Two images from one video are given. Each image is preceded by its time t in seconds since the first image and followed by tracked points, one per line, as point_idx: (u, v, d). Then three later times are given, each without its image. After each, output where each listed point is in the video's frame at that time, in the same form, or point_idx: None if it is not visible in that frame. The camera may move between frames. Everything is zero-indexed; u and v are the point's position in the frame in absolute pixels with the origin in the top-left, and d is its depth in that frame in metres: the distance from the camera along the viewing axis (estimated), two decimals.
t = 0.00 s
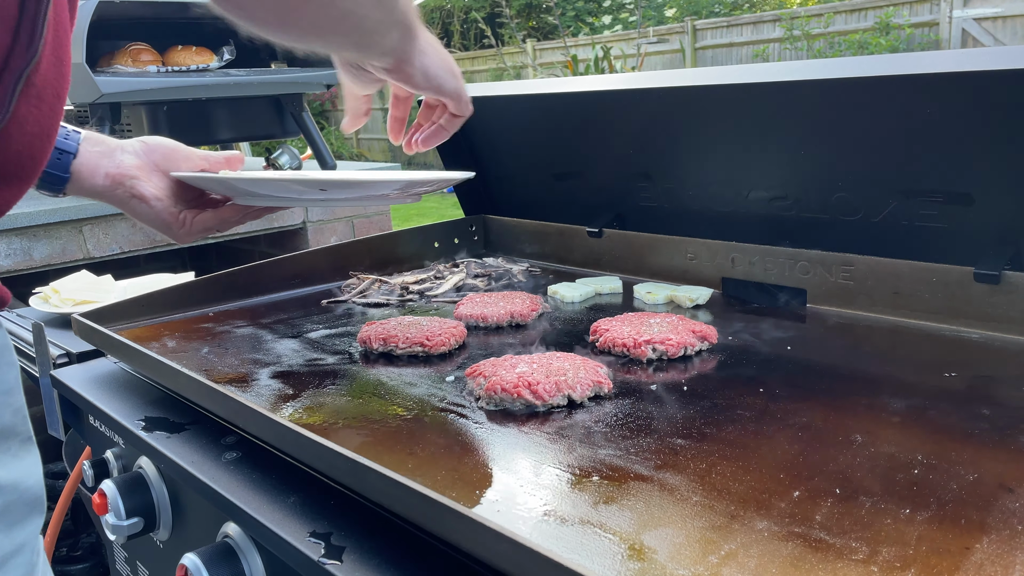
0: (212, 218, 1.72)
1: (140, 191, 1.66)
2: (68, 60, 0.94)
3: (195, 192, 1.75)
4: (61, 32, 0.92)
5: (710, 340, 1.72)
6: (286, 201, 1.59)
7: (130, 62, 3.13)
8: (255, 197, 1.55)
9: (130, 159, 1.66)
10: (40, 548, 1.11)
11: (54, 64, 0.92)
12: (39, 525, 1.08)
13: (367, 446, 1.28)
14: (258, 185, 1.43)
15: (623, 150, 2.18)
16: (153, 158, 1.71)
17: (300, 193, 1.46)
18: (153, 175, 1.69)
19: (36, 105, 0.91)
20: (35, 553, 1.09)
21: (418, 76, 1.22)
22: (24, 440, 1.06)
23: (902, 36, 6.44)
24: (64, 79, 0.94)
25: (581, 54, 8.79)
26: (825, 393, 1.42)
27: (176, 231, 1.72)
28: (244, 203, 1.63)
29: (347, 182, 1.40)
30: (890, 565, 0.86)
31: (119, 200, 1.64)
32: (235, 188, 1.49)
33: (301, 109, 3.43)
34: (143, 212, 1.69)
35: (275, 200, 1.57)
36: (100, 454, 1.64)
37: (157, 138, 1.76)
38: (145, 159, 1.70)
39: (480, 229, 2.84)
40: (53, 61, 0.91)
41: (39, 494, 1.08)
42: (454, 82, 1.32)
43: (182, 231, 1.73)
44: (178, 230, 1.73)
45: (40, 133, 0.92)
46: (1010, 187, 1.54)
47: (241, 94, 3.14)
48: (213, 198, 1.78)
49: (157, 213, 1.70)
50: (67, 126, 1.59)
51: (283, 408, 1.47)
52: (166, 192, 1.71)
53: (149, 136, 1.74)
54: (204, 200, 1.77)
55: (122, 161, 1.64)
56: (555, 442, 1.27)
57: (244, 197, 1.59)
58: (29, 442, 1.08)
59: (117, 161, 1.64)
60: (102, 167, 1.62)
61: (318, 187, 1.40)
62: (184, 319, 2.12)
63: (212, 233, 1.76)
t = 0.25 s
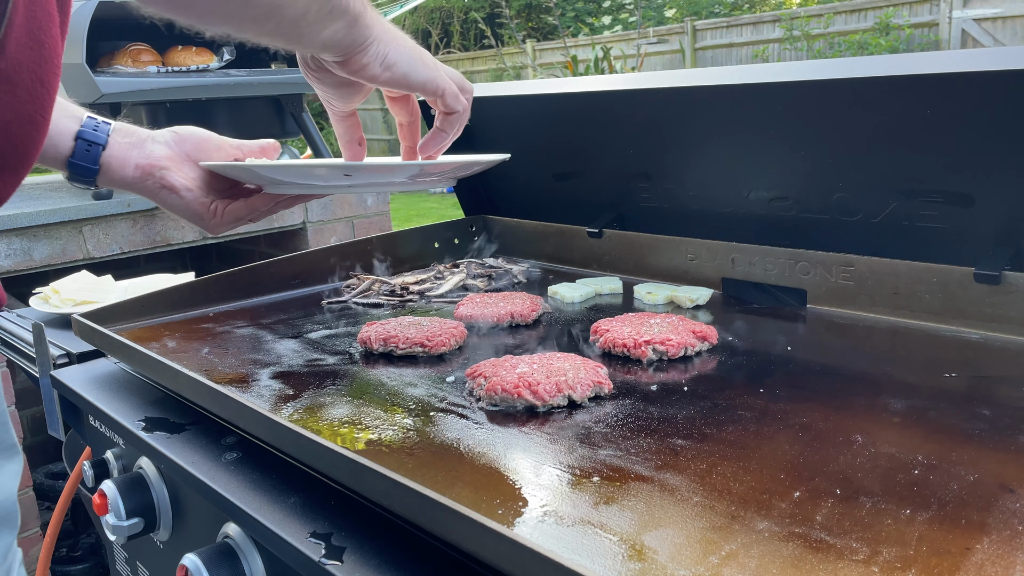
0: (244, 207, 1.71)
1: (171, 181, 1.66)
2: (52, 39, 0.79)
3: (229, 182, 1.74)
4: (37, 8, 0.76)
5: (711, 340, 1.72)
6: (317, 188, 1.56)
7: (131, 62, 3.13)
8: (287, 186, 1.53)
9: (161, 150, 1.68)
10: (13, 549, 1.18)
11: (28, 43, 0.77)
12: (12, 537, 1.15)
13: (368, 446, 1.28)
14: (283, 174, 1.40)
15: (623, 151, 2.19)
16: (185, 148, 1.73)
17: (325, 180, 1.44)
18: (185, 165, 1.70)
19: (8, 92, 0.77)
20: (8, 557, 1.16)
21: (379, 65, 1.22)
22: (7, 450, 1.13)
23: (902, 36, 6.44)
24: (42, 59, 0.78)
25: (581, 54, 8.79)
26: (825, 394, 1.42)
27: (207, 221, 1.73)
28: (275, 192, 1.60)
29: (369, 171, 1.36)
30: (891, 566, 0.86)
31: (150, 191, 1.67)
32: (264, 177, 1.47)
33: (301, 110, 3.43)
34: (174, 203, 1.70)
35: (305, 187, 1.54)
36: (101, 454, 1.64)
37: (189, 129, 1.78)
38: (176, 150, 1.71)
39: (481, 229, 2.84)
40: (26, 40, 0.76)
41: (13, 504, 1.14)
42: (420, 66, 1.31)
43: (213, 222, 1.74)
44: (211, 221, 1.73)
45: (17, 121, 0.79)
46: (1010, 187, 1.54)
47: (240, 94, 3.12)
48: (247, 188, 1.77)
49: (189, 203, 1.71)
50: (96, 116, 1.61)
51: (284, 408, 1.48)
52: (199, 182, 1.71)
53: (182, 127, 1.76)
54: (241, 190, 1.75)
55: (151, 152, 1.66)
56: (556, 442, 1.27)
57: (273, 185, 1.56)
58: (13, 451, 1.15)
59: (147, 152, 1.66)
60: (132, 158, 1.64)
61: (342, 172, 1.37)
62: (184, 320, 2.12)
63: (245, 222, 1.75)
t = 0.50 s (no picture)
0: (249, 204, 1.69)
1: (177, 176, 1.67)
2: (40, 33, 0.77)
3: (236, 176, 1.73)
4: (22, 4, 0.75)
5: (710, 341, 1.73)
6: (323, 186, 1.55)
7: (131, 62, 3.14)
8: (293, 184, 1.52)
9: (167, 144, 1.68)
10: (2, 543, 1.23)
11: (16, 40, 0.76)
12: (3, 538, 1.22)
13: (368, 447, 1.29)
14: (288, 173, 1.39)
15: (623, 151, 2.19)
16: (192, 141, 1.73)
17: (328, 180, 1.43)
18: (191, 159, 1.69)
19: None
20: None
21: (376, 70, 1.22)
22: None
23: (901, 37, 6.45)
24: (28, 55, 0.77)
25: (581, 54, 8.79)
26: (825, 394, 1.42)
27: (214, 217, 1.73)
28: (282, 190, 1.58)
29: (369, 172, 1.35)
30: (890, 566, 0.86)
31: (157, 185, 1.68)
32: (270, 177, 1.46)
33: (300, 110, 3.42)
34: (181, 197, 1.70)
35: (310, 186, 1.53)
36: (101, 455, 1.64)
37: (198, 122, 1.77)
38: (183, 143, 1.71)
39: (481, 229, 2.84)
40: (13, 36, 0.76)
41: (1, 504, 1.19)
42: (423, 77, 1.29)
43: (221, 219, 1.73)
44: (217, 216, 1.73)
45: (8, 118, 0.79)
46: (1009, 187, 1.54)
47: (240, 94, 3.11)
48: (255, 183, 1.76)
49: (195, 198, 1.71)
50: (103, 110, 1.63)
51: (284, 408, 1.48)
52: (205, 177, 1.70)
53: (191, 120, 1.76)
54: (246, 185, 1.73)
55: (158, 145, 1.67)
56: (555, 443, 1.27)
57: (280, 184, 1.55)
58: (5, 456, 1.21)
59: (154, 145, 1.66)
60: (138, 152, 1.65)
61: (341, 174, 1.36)
62: (184, 320, 2.12)
63: (251, 218, 1.74)
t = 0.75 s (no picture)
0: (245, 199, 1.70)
1: (171, 172, 1.67)
2: (41, 29, 0.77)
3: (231, 174, 1.74)
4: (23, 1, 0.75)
5: (709, 341, 1.73)
6: (319, 179, 1.57)
7: (130, 62, 3.14)
8: (289, 175, 1.53)
9: (161, 141, 1.68)
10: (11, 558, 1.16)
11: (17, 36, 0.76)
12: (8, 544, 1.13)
13: (366, 448, 1.29)
14: (286, 163, 1.39)
15: (622, 151, 2.19)
16: (185, 138, 1.73)
17: (326, 170, 1.44)
18: (185, 156, 1.69)
19: (1, 87, 0.77)
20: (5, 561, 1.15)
21: (365, 60, 1.18)
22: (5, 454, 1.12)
23: (901, 37, 6.45)
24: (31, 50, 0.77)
25: (581, 55, 8.79)
26: (823, 395, 1.42)
27: (208, 213, 1.73)
28: (277, 182, 1.59)
29: (368, 159, 1.35)
30: (888, 566, 0.86)
31: (151, 182, 1.68)
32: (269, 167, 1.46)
33: (300, 111, 3.43)
34: (175, 194, 1.71)
35: (305, 177, 1.54)
36: (99, 455, 1.64)
37: (191, 119, 1.77)
38: (177, 140, 1.71)
39: (480, 230, 2.84)
40: (14, 32, 0.75)
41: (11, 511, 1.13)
42: (411, 73, 1.25)
43: (215, 214, 1.74)
44: (212, 213, 1.73)
45: (10, 115, 0.79)
46: (1008, 187, 1.54)
47: (237, 94, 3.12)
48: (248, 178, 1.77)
49: (189, 194, 1.71)
50: (95, 107, 1.63)
51: (282, 408, 1.48)
52: (199, 174, 1.71)
53: (184, 117, 1.76)
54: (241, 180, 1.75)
55: (151, 143, 1.66)
56: (554, 443, 1.27)
57: (275, 176, 1.55)
58: (12, 454, 1.14)
59: (147, 143, 1.67)
60: (132, 150, 1.65)
61: (341, 162, 1.37)
62: (183, 320, 2.12)
63: (246, 215, 1.75)
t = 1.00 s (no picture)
0: (209, 194, 1.61)
1: (133, 168, 1.57)
2: (47, 26, 0.82)
3: (195, 169, 1.66)
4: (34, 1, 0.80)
5: (708, 341, 1.73)
6: (285, 173, 1.55)
7: (129, 62, 3.13)
8: (251, 168, 1.47)
9: (122, 136, 1.59)
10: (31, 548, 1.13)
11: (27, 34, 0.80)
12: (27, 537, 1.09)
13: (364, 448, 1.29)
14: (253, 157, 1.36)
15: (622, 152, 2.19)
16: (145, 134, 1.65)
17: (295, 163, 1.43)
18: (146, 152, 1.61)
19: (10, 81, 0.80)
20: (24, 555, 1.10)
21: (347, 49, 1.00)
22: (22, 447, 1.06)
23: (900, 37, 6.45)
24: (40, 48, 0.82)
25: (580, 55, 8.80)
26: (822, 395, 1.42)
27: (172, 209, 1.62)
28: (241, 177, 1.52)
29: (343, 151, 1.39)
30: (885, 567, 0.86)
31: (112, 179, 1.57)
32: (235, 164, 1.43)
33: (300, 110, 3.42)
34: (137, 189, 1.60)
35: (271, 173, 1.51)
36: (98, 456, 1.64)
37: (150, 115, 1.70)
38: (137, 136, 1.63)
39: (479, 230, 2.84)
40: (26, 30, 0.80)
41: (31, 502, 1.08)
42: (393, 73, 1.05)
43: (180, 209, 1.63)
44: (176, 209, 1.63)
45: (20, 108, 0.82)
46: (1007, 188, 1.54)
47: (237, 95, 3.12)
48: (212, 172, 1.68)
49: (152, 191, 1.60)
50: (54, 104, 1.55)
51: (281, 409, 1.48)
52: (161, 170, 1.62)
53: (144, 113, 1.69)
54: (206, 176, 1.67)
55: (113, 139, 1.58)
56: (552, 444, 1.27)
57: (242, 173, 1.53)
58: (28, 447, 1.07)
59: (108, 138, 1.58)
60: (92, 146, 1.55)
61: (313, 156, 1.37)
62: (183, 321, 2.12)
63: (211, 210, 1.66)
